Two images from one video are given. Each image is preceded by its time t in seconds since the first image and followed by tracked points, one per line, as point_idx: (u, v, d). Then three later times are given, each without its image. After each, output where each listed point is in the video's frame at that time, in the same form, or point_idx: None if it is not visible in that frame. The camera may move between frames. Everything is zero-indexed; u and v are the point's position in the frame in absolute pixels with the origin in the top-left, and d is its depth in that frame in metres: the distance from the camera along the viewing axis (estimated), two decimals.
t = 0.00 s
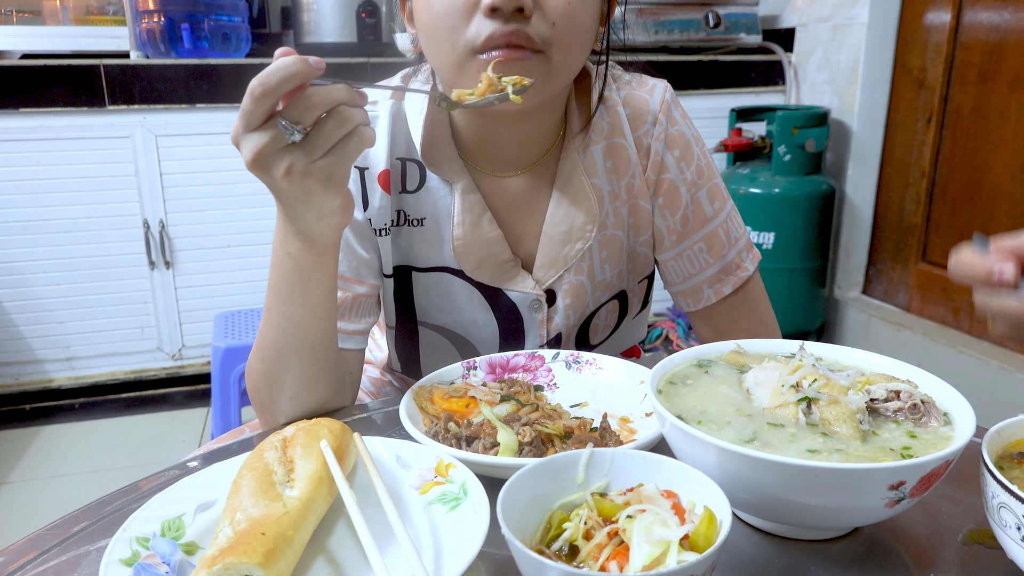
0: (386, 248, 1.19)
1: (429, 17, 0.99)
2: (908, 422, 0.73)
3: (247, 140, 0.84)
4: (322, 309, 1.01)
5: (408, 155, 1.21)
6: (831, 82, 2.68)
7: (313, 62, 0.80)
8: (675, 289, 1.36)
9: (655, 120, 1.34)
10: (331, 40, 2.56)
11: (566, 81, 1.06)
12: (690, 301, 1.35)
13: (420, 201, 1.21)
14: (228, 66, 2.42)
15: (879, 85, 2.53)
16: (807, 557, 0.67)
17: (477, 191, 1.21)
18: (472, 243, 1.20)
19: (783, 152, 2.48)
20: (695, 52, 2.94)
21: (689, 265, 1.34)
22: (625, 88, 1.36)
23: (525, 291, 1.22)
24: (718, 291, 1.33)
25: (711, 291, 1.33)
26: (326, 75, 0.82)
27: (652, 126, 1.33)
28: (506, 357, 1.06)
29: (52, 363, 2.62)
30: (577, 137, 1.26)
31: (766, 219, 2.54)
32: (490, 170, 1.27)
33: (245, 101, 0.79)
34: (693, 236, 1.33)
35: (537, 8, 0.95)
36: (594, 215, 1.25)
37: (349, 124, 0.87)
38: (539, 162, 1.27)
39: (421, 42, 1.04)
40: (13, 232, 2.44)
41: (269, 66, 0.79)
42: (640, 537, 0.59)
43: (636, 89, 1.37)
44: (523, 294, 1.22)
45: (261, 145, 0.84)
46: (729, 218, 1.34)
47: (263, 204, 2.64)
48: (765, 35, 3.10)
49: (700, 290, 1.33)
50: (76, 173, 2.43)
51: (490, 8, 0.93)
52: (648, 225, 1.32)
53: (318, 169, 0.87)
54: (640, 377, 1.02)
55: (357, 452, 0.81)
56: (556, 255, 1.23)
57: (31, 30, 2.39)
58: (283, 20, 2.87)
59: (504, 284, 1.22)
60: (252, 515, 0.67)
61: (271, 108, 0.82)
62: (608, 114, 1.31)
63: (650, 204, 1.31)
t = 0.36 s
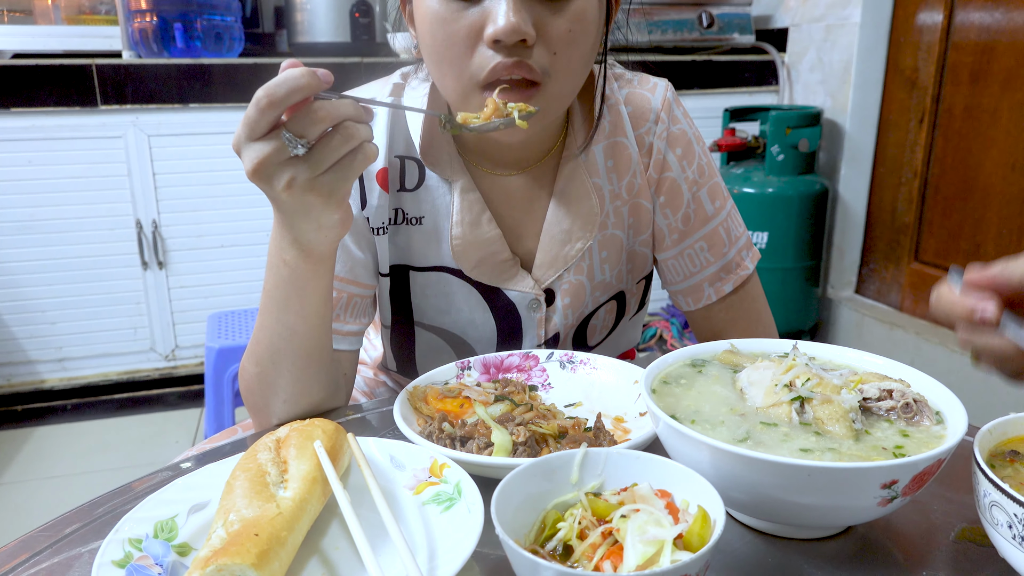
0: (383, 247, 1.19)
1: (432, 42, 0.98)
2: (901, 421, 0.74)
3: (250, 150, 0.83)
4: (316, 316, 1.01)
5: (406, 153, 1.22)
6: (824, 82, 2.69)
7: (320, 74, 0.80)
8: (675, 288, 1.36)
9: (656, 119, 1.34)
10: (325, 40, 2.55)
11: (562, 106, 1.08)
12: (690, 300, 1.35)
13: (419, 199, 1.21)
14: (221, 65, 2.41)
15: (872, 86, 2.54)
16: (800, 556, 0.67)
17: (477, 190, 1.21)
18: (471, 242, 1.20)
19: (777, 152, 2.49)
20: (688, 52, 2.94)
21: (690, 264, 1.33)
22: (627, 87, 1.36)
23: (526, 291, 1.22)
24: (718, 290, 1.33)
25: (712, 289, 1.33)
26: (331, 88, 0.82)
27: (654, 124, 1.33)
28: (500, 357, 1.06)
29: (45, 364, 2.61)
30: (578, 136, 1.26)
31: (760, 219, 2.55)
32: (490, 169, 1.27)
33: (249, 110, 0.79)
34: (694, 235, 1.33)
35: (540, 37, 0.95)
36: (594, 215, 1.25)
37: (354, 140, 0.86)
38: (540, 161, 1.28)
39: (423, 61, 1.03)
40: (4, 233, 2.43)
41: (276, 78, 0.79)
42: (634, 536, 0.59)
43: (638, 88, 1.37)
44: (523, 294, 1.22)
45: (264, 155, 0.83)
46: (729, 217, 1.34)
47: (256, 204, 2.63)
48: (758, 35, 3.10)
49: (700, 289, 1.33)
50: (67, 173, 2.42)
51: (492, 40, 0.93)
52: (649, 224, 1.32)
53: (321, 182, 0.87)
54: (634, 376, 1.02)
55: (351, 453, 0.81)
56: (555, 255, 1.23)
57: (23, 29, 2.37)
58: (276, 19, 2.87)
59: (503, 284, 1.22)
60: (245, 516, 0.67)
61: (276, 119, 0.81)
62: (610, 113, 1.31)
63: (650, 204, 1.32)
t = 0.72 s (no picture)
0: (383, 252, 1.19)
1: (409, 58, 0.99)
2: (895, 420, 0.74)
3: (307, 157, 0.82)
4: (327, 311, 1.01)
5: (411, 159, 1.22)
6: (818, 82, 2.70)
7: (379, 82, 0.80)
8: (677, 290, 1.36)
9: (655, 122, 1.34)
10: (319, 39, 2.54)
11: (552, 130, 1.08)
12: (692, 301, 1.35)
13: (420, 204, 1.21)
14: (215, 65, 2.41)
15: (866, 86, 2.55)
16: (794, 556, 0.67)
17: (476, 196, 1.21)
18: (469, 248, 1.19)
19: (772, 152, 2.50)
20: (684, 52, 2.95)
21: (692, 265, 1.33)
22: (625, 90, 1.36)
23: (525, 297, 1.22)
24: (720, 290, 1.32)
25: (713, 290, 1.33)
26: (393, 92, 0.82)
27: (652, 128, 1.34)
28: (496, 358, 1.06)
29: (38, 364, 2.60)
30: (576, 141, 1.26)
31: (756, 219, 2.55)
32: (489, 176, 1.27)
33: (318, 116, 0.78)
34: (694, 237, 1.33)
35: (512, 49, 0.95)
36: (593, 221, 1.25)
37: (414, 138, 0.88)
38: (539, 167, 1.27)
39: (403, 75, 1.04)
40: None
41: (345, 85, 0.79)
42: (629, 536, 0.59)
43: (637, 91, 1.37)
44: (523, 301, 1.22)
45: (324, 160, 0.83)
46: (730, 217, 1.34)
47: (251, 204, 2.63)
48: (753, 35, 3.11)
49: (702, 290, 1.33)
50: (61, 174, 2.41)
51: (459, 55, 0.93)
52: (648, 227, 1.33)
53: (378, 182, 0.88)
54: (629, 376, 1.02)
55: (345, 453, 0.81)
56: (555, 261, 1.23)
57: (15, 29, 2.36)
58: (270, 19, 2.86)
59: (504, 290, 1.22)
60: (240, 517, 0.67)
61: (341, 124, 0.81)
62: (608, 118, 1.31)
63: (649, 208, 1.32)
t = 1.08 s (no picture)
0: (378, 252, 1.19)
1: (400, 71, 0.99)
2: (891, 419, 0.74)
3: (269, 170, 0.81)
4: (309, 321, 1.00)
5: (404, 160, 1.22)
6: (814, 82, 2.71)
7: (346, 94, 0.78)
8: (676, 290, 1.36)
9: (649, 123, 1.34)
10: (315, 40, 2.53)
11: (541, 135, 1.08)
12: (691, 301, 1.34)
13: (415, 207, 1.21)
14: (212, 65, 2.40)
15: (862, 86, 2.55)
16: (791, 555, 0.67)
17: (471, 200, 1.20)
18: (465, 251, 1.19)
19: (768, 152, 2.50)
20: (680, 52, 2.95)
21: (691, 265, 1.33)
22: (619, 93, 1.36)
23: (520, 300, 1.22)
24: (720, 289, 1.32)
25: (713, 289, 1.32)
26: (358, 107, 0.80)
27: (647, 129, 1.33)
28: (492, 358, 1.06)
29: (34, 365, 2.59)
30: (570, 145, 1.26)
31: (752, 218, 2.56)
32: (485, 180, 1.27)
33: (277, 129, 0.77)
34: (692, 236, 1.33)
35: (501, 67, 0.95)
36: (587, 223, 1.25)
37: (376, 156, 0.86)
38: (533, 170, 1.27)
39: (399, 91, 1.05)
40: None
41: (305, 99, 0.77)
42: (626, 536, 0.59)
43: (631, 94, 1.37)
44: (518, 303, 1.22)
45: (284, 174, 0.81)
46: (727, 216, 1.34)
47: (247, 205, 2.62)
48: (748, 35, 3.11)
49: (701, 289, 1.33)
50: (56, 174, 2.40)
51: (450, 74, 0.93)
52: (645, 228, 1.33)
53: (340, 198, 0.87)
54: (625, 376, 1.02)
55: (342, 454, 0.81)
56: (550, 264, 1.23)
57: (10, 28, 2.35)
58: (266, 19, 2.85)
59: (499, 292, 1.21)
60: (236, 518, 0.66)
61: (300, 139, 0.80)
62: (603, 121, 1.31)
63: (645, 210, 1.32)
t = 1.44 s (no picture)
0: (375, 253, 1.19)
1: (408, 78, 0.99)
2: (887, 419, 0.74)
3: (235, 199, 0.81)
4: (293, 336, 1.00)
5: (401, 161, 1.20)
6: (810, 82, 2.71)
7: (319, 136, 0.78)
8: (672, 290, 1.36)
9: (645, 124, 1.34)
10: (312, 40, 2.52)
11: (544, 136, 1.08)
12: (687, 301, 1.34)
13: (414, 207, 1.21)
14: (208, 65, 2.39)
15: (858, 86, 2.56)
16: (788, 554, 0.67)
17: (469, 200, 1.20)
18: (462, 251, 1.19)
19: (764, 152, 2.50)
20: (676, 52, 2.96)
21: (686, 265, 1.33)
22: (614, 93, 1.36)
23: (516, 299, 1.22)
24: (715, 289, 1.32)
25: (708, 289, 1.32)
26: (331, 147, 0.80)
27: (642, 130, 1.34)
28: (489, 358, 1.06)
29: (30, 366, 2.58)
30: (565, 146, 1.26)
31: (749, 218, 2.56)
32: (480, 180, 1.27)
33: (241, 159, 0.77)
34: (688, 236, 1.33)
35: (513, 73, 0.95)
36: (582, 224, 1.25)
37: (344, 202, 0.85)
38: (529, 171, 1.27)
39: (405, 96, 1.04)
40: None
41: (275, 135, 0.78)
42: (622, 536, 0.59)
43: (626, 94, 1.37)
44: (514, 303, 1.22)
45: (248, 205, 0.81)
46: (723, 216, 1.34)
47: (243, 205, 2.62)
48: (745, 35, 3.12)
49: (697, 289, 1.33)
50: (52, 174, 2.40)
51: (465, 78, 0.93)
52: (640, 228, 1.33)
53: (304, 239, 0.86)
54: (622, 376, 1.02)
55: (339, 455, 0.81)
56: (545, 263, 1.23)
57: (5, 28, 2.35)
58: (263, 19, 2.85)
59: (495, 292, 1.22)
60: (232, 519, 0.66)
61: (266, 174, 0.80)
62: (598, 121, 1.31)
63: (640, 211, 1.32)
